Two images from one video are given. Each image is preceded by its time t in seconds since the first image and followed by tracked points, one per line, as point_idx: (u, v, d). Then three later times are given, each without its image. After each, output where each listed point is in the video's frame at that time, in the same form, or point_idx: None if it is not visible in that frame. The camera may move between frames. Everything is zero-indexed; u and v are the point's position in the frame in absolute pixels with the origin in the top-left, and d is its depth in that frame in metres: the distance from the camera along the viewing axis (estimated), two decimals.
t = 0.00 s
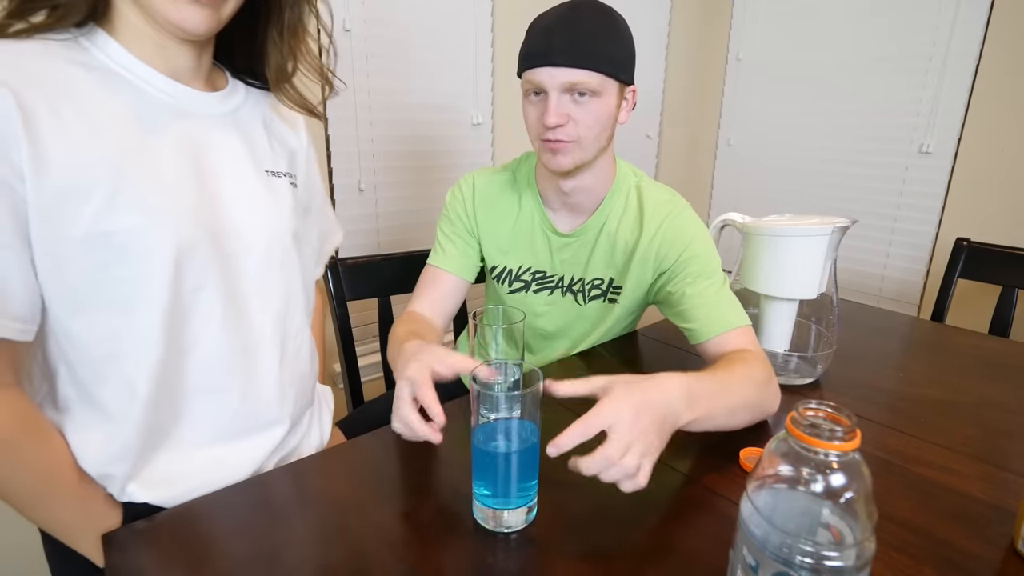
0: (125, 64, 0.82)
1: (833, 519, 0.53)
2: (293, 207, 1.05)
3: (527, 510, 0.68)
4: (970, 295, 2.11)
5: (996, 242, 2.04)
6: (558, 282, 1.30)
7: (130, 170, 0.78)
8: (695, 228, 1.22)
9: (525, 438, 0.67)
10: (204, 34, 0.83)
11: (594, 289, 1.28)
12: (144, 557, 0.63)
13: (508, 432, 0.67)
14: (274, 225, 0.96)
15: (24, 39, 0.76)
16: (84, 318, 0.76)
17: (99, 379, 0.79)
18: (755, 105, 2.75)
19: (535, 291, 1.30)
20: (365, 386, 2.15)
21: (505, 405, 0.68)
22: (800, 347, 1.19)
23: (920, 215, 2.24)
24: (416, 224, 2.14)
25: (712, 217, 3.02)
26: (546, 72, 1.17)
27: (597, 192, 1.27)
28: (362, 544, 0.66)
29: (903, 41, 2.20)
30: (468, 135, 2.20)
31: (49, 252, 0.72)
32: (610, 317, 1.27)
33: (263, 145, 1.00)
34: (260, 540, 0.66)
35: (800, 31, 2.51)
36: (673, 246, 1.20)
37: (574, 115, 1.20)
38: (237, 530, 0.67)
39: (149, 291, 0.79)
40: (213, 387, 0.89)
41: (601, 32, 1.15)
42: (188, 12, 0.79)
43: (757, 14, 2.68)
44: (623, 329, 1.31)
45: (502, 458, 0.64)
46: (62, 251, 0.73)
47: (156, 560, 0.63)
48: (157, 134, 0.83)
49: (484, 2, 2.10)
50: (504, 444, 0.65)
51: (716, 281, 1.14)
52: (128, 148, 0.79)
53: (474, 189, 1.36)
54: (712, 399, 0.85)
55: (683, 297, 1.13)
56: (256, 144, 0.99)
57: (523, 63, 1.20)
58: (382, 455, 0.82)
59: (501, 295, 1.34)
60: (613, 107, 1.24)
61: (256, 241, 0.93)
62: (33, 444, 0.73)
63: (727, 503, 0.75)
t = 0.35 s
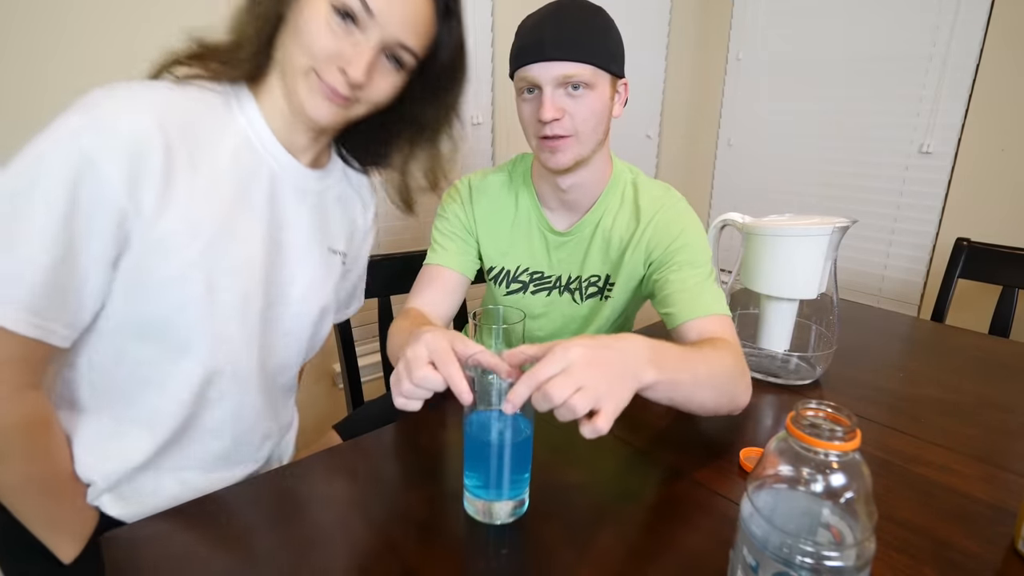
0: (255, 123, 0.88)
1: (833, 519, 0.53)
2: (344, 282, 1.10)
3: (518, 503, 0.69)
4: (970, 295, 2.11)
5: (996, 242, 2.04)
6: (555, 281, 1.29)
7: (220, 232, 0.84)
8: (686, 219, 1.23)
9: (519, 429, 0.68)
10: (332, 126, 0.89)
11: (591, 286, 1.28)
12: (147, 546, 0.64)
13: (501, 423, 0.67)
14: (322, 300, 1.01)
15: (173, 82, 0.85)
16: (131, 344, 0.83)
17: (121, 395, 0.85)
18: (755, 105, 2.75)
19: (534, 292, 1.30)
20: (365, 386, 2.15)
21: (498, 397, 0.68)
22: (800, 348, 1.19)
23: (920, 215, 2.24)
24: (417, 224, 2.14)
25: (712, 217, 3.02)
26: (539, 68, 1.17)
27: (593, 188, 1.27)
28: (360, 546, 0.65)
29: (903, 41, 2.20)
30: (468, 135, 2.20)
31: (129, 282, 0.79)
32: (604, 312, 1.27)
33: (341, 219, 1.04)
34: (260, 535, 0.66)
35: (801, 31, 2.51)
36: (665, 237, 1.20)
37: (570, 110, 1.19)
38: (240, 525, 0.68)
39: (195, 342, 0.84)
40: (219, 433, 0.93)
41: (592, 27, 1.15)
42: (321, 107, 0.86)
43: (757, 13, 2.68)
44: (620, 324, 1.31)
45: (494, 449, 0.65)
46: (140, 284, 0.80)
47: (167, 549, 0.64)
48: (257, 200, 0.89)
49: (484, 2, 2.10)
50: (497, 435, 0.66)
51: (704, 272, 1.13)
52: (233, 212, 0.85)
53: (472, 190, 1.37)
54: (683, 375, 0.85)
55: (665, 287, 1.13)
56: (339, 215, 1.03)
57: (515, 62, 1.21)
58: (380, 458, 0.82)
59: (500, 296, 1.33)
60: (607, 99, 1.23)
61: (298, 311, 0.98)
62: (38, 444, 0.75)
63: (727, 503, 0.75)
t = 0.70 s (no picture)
0: (309, 211, 1.00)
1: (833, 519, 0.53)
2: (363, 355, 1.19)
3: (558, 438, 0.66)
4: (970, 295, 2.11)
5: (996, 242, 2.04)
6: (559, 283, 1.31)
7: (267, 307, 0.94)
8: (691, 228, 1.23)
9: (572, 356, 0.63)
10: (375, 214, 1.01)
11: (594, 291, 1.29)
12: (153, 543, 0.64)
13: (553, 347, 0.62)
14: (339, 374, 1.09)
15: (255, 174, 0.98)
16: (168, 400, 0.91)
17: (149, 443, 0.92)
18: (755, 105, 2.75)
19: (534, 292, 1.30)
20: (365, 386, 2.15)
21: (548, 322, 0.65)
22: (800, 347, 1.19)
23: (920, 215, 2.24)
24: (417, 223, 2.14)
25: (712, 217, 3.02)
26: (560, 68, 1.17)
27: (603, 192, 1.27)
28: (360, 547, 0.65)
29: (902, 41, 2.20)
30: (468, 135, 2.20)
31: (185, 344, 0.90)
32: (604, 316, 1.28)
33: (366, 298, 1.13)
34: (266, 533, 0.67)
35: (801, 31, 2.51)
36: (668, 245, 1.20)
37: (586, 114, 1.18)
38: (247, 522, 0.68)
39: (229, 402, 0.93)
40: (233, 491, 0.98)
41: (619, 36, 1.15)
42: (371, 199, 0.97)
43: (758, 13, 2.68)
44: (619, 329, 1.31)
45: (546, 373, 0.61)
46: (194, 346, 0.90)
47: (177, 542, 0.64)
48: (299, 279, 0.98)
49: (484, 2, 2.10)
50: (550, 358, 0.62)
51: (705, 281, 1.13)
52: (281, 290, 0.96)
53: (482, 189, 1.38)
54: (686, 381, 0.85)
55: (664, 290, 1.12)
56: (366, 292, 1.13)
57: (540, 57, 1.20)
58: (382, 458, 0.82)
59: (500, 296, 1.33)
60: (626, 108, 1.22)
61: (319, 384, 1.06)
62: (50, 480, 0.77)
63: (727, 503, 0.75)
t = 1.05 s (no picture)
0: (320, 206, 1.00)
1: (833, 519, 0.53)
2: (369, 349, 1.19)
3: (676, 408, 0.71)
4: (970, 295, 2.11)
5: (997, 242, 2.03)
6: (564, 289, 1.27)
7: (279, 302, 0.93)
8: (701, 236, 1.23)
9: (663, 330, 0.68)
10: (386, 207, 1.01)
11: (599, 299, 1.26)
12: (151, 539, 0.65)
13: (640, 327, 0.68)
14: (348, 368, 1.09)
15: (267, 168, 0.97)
16: (179, 395, 0.91)
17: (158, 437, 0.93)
18: (755, 105, 2.75)
19: (541, 296, 1.29)
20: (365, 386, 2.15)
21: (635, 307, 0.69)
22: (800, 347, 1.19)
23: (920, 215, 2.24)
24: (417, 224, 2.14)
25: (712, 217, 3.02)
26: (570, 79, 1.19)
27: (613, 202, 1.27)
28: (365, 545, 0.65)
29: (902, 41, 2.20)
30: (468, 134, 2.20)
31: (197, 338, 0.89)
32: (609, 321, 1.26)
33: (371, 292, 1.14)
34: (266, 530, 0.67)
35: (801, 31, 2.51)
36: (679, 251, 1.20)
37: (589, 129, 1.20)
38: (247, 520, 0.68)
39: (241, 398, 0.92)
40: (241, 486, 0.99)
41: (632, 54, 1.15)
42: (380, 191, 0.97)
43: (758, 13, 2.68)
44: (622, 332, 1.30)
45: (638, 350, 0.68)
46: (207, 341, 0.90)
47: (175, 541, 0.65)
48: (309, 274, 0.98)
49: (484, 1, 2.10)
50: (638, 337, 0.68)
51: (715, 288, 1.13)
52: (292, 284, 0.95)
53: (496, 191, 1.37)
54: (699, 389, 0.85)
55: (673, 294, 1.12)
56: (373, 286, 1.13)
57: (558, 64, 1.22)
58: (392, 454, 0.82)
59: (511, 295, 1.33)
60: (635, 129, 1.22)
61: (328, 379, 1.06)
62: (64, 474, 0.82)
63: (727, 503, 0.75)
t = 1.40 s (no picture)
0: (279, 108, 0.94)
1: (833, 519, 0.53)
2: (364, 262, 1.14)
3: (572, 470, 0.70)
4: (970, 295, 2.11)
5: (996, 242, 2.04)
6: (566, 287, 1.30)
7: (258, 203, 0.87)
8: (705, 237, 1.23)
9: (564, 395, 0.67)
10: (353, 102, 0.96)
11: (600, 298, 1.28)
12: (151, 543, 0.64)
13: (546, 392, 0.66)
14: (346, 277, 1.04)
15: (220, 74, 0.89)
16: (168, 320, 0.84)
17: (149, 370, 0.87)
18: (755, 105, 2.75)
19: (545, 294, 1.31)
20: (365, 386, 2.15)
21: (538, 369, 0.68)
22: (800, 347, 1.19)
23: (920, 215, 2.24)
24: (416, 224, 2.14)
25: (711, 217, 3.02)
26: (582, 92, 1.16)
27: (620, 204, 1.27)
28: (366, 545, 0.66)
29: (902, 41, 2.20)
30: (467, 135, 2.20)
31: (179, 253, 0.82)
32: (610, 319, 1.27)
33: (358, 199, 1.09)
34: (264, 531, 0.67)
35: (801, 31, 2.51)
36: (683, 252, 1.20)
37: (604, 140, 1.19)
38: (247, 522, 0.68)
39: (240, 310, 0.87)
40: (258, 408, 0.95)
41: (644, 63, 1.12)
42: (346, 85, 0.91)
43: (758, 13, 2.68)
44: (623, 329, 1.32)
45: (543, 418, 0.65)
46: (196, 258, 0.83)
47: (176, 545, 0.65)
48: (285, 170, 0.92)
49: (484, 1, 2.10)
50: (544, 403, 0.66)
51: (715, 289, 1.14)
52: (267, 184, 0.89)
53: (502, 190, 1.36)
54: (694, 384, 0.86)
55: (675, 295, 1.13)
56: (355, 193, 1.08)
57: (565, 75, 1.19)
58: (392, 453, 0.83)
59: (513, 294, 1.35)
60: (647, 135, 1.21)
61: (330, 288, 1.02)
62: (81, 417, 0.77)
63: (726, 503, 0.75)
